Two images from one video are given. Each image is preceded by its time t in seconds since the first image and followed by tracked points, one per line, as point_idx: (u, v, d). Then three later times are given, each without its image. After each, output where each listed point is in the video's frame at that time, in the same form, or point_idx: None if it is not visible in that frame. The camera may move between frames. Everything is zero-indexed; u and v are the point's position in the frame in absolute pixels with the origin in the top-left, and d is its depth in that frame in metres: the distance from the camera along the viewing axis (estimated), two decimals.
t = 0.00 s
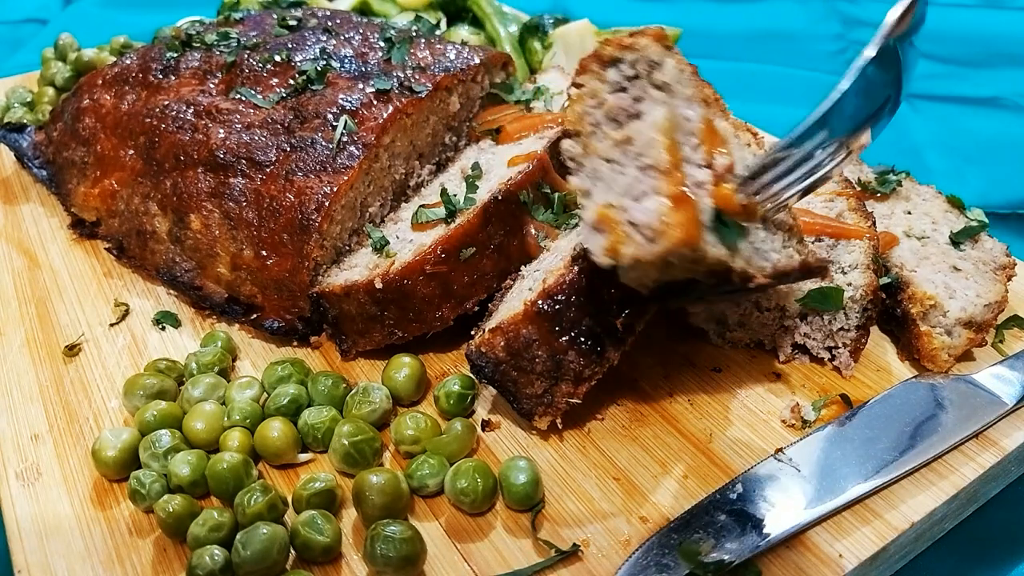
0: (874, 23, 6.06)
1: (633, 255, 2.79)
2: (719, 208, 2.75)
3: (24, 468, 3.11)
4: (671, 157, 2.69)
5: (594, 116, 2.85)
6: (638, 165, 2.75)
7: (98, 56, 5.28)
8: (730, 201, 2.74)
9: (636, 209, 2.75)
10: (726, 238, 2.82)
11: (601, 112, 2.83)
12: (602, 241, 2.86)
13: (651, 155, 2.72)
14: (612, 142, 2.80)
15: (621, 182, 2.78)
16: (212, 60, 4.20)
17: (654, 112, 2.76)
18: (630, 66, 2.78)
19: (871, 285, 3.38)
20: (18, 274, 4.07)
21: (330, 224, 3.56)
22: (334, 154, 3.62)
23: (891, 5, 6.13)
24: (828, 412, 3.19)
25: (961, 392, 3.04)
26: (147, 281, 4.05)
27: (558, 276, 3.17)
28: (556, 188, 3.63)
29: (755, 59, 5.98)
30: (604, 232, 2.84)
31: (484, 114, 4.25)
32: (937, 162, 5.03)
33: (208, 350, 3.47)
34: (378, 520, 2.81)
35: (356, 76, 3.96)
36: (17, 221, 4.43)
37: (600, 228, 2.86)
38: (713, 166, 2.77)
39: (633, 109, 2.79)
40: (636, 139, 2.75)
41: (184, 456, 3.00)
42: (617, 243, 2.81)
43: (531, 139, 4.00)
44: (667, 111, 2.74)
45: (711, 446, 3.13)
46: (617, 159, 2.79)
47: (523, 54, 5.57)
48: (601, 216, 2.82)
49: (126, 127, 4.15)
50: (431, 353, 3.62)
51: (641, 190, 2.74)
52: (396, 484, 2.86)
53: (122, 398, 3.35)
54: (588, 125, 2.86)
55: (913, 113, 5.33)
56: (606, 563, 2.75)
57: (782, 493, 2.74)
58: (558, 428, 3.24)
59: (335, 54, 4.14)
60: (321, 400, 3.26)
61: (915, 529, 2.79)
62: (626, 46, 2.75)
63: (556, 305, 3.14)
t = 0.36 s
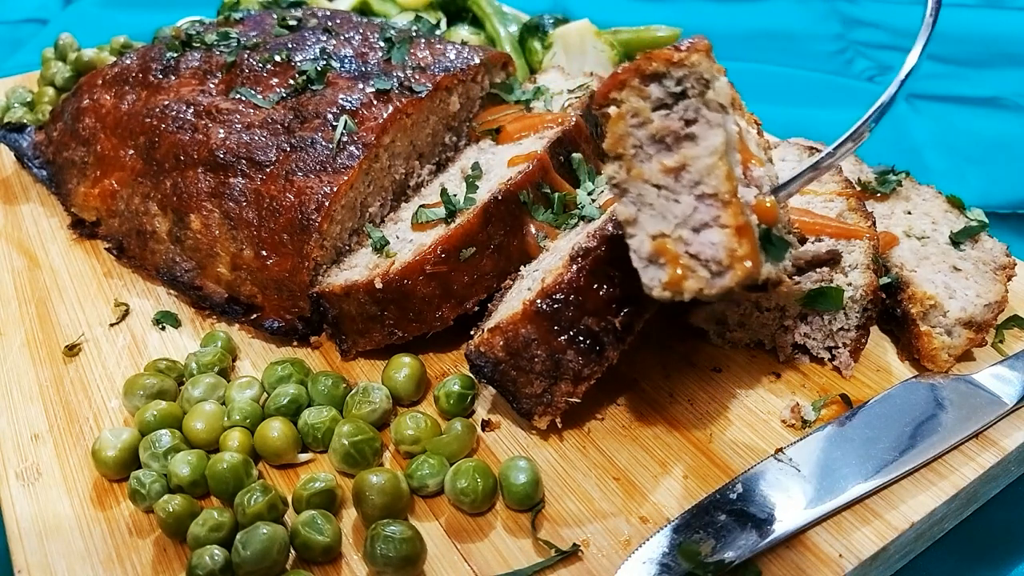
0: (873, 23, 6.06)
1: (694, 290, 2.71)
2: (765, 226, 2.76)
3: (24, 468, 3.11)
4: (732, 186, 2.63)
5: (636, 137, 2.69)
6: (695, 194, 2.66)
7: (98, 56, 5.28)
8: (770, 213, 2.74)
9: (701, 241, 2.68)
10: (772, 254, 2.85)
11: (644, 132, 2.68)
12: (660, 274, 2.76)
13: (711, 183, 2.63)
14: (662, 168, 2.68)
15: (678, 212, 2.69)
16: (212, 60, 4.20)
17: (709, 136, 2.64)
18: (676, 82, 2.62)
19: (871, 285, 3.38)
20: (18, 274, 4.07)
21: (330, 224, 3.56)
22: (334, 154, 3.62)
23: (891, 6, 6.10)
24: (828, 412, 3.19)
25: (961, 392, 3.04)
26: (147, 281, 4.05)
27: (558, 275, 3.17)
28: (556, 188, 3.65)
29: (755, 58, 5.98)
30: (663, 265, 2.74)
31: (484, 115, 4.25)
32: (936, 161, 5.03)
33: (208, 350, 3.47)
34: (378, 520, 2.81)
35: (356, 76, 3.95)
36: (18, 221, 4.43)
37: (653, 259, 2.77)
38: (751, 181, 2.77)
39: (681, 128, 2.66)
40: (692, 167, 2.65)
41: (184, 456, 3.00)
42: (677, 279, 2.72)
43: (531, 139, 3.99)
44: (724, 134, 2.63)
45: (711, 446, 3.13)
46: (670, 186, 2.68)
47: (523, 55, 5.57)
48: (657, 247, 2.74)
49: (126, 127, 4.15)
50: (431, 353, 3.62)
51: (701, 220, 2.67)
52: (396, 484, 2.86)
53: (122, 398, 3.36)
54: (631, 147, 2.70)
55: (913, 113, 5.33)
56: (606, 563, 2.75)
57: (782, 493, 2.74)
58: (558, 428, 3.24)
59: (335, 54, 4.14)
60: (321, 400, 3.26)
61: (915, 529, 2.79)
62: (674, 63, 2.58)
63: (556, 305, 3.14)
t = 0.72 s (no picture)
0: (872, 23, 6.09)
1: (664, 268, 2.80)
2: (749, 207, 2.84)
3: (24, 468, 3.11)
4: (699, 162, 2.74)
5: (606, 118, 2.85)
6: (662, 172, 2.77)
7: (98, 56, 5.28)
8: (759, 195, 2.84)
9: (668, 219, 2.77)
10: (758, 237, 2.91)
11: (614, 112, 2.83)
12: (633, 255, 2.88)
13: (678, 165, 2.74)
14: (630, 147, 2.82)
15: (648, 190, 2.80)
16: (212, 60, 4.20)
17: (674, 112, 2.78)
18: (641, 60, 2.78)
19: (871, 285, 3.38)
20: (18, 274, 4.07)
21: (330, 224, 3.56)
22: (334, 154, 3.62)
23: (890, 6, 6.14)
24: (828, 412, 3.19)
25: (961, 392, 3.04)
26: (147, 281, 4.05)
27: (558, 275, 3.17)
28: (557, 188, 3.64)
29: (755, 58, 5.94)
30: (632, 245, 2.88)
31: (484, 115, 4.25)
32: (936, 161, 5.03)
33: (208, 350, 3.47)
34: (378, 520, 2.81)
35: (356, 76, 3.95)
36: (18, 221, 4.43)
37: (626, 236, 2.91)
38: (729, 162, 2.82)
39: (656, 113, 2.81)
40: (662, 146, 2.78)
41: (184, 456, 3.00)
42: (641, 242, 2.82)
43: (531, 139, 3.99)
44: (687, 109, 2.78)
45: (711, 446, 3.13)
46: (638, 164, 2.81)
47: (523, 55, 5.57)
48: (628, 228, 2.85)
49: (126, 127, 4.15)
50: (431, 353, 3.62)
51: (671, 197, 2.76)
52: (396, 484, 2.86)
53: (122, 398, 3.36)
54: (602, 126, 2.86)
55: (913, 113, 5.33)
56: (606, 563, 2.75)
57: (782, 494, 2.74)
58: (558, 428, 3.24)
59: (335, 54, 4.13)
60: (321, 400, 3.26)
61: (915, 529, 2.79)
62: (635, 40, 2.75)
63: (556, 305, 3.14)
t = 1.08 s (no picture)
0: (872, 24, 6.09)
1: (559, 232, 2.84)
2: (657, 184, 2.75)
3: (24, 468, 3.11)
4: (602, 134, 2.84)
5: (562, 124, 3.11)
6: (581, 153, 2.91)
7: (98, 56, 5.28)
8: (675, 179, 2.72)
9: (565, 179, 2.86)
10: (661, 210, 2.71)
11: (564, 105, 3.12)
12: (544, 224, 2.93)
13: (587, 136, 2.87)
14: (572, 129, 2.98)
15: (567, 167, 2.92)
16: (213, 60, 4.20)
17: (593, 96, 3.03)
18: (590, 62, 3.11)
19: (871, 285, 3.39)
20: (18, 274, 4.07)
21: (329, 224, 3.56)
22: (334, 154, 3.62)
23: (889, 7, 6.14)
24: (828, 412, 3.19)
25: (961, 392, 3.04)
26: (147, 281, 4.05)
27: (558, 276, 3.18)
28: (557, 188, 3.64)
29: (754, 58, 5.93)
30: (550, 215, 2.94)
31: (484, 115, 4.25)
32: (937, 162, 5.03)
33: (208, 350, 3.47)
34: (378, 520, 2.81)
35: (356, 76, 3.95)
36: (18, 221, 4.43)
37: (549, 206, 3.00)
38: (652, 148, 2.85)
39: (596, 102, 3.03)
40: (579, 124, 2.97)
41: (184, 456, 3.00)
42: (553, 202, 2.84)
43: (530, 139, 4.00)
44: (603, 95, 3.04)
45: (711, 446, 3.13)
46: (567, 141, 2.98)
47: (523, 54, 5.57)
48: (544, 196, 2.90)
49: (126, 127, 4.15)
50: (430, 353, 3.62)
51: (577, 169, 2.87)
52: (396, 484, 2.86)
53: (123, 398, 3.36)
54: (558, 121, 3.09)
55: (913, 113, 5.34)
56: (606, 563, 2.75)
57: (782, 494, 2.74)
58: (558, 428, 3.24)
59: (335, 54, 4.13)
60: (321, 400, 3.26)
61: (915, 529, 2.79)
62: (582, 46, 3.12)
63: (556, 305, 3.14)
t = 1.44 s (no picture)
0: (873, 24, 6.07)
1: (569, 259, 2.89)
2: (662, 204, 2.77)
3: (24, 468, 3.11)
4: (607, 158, 2.85)
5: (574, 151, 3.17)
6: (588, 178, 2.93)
7: (98, 56, 5.28)
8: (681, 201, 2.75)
9: (574, 205, 2.88)
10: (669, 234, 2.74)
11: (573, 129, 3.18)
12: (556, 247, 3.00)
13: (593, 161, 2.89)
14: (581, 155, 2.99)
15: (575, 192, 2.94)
16: (213, 60, 4.20)
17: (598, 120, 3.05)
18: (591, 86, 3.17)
19: (871, 285, 3.38)
20: (18, 274, 4.07)
21: (330, 224, 3.57)
22: (334, 154, 3.62)
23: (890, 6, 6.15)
24: (828, 412, 3.19)
25: (961, 392, 3.04)
26: (147, 281, 4.05)
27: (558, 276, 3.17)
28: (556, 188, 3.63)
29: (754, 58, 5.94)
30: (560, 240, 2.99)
31: (484, 115, 4.25)
32: (937, 162, 5.02)
33: (208, 350, 3.47)
34: (378, 520, 2.81)
35: (356, 76, 3.95)
36: (18, 221, 4.43)
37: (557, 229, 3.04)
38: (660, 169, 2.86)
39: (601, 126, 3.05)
40: (586, 147, 2.97)
41: (184, 456, 3.00)
42: (564, 227, 2.86)
43: (531, 140, 3.99)
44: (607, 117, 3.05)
45: (711, 446, 3.13)
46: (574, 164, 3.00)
47: (523, 54, 5.57)
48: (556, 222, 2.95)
49: (126, 127, 4.15)
50: (430, 353, 3.62)
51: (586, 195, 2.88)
52: (396, 484, 2.86)
53: (123, 398, 3.36)
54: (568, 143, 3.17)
55: (913, 113, 5.34)
56: (607, 563, 2.75)
57: (782, 493, 2.74)
58: (558, 428, 3.24)
59: (335, 54, 4.13)
60: (321, 400, 3.26)
61: (915, 529, 2.79)
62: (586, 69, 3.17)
63: (556, 305, 3.14)
